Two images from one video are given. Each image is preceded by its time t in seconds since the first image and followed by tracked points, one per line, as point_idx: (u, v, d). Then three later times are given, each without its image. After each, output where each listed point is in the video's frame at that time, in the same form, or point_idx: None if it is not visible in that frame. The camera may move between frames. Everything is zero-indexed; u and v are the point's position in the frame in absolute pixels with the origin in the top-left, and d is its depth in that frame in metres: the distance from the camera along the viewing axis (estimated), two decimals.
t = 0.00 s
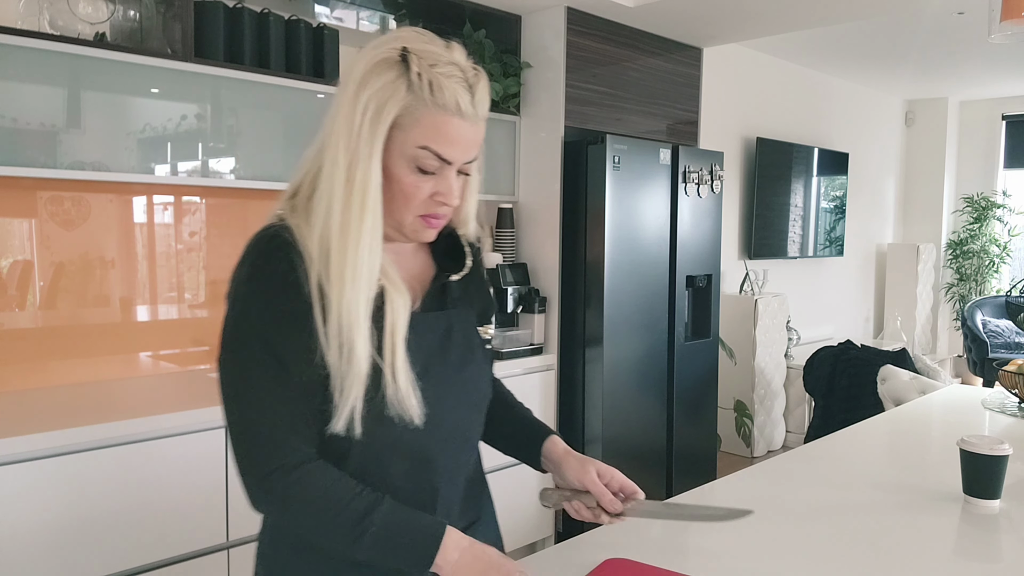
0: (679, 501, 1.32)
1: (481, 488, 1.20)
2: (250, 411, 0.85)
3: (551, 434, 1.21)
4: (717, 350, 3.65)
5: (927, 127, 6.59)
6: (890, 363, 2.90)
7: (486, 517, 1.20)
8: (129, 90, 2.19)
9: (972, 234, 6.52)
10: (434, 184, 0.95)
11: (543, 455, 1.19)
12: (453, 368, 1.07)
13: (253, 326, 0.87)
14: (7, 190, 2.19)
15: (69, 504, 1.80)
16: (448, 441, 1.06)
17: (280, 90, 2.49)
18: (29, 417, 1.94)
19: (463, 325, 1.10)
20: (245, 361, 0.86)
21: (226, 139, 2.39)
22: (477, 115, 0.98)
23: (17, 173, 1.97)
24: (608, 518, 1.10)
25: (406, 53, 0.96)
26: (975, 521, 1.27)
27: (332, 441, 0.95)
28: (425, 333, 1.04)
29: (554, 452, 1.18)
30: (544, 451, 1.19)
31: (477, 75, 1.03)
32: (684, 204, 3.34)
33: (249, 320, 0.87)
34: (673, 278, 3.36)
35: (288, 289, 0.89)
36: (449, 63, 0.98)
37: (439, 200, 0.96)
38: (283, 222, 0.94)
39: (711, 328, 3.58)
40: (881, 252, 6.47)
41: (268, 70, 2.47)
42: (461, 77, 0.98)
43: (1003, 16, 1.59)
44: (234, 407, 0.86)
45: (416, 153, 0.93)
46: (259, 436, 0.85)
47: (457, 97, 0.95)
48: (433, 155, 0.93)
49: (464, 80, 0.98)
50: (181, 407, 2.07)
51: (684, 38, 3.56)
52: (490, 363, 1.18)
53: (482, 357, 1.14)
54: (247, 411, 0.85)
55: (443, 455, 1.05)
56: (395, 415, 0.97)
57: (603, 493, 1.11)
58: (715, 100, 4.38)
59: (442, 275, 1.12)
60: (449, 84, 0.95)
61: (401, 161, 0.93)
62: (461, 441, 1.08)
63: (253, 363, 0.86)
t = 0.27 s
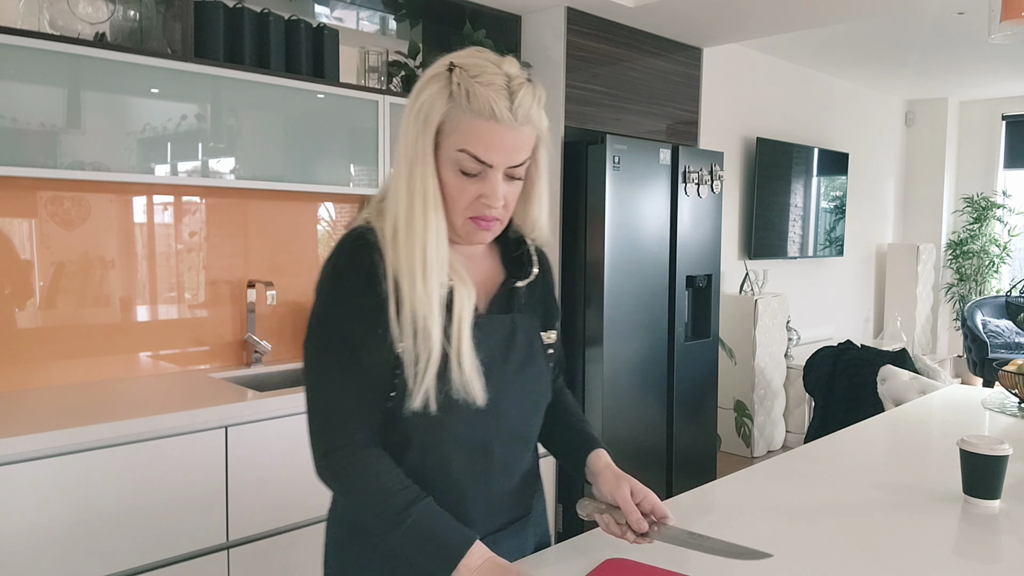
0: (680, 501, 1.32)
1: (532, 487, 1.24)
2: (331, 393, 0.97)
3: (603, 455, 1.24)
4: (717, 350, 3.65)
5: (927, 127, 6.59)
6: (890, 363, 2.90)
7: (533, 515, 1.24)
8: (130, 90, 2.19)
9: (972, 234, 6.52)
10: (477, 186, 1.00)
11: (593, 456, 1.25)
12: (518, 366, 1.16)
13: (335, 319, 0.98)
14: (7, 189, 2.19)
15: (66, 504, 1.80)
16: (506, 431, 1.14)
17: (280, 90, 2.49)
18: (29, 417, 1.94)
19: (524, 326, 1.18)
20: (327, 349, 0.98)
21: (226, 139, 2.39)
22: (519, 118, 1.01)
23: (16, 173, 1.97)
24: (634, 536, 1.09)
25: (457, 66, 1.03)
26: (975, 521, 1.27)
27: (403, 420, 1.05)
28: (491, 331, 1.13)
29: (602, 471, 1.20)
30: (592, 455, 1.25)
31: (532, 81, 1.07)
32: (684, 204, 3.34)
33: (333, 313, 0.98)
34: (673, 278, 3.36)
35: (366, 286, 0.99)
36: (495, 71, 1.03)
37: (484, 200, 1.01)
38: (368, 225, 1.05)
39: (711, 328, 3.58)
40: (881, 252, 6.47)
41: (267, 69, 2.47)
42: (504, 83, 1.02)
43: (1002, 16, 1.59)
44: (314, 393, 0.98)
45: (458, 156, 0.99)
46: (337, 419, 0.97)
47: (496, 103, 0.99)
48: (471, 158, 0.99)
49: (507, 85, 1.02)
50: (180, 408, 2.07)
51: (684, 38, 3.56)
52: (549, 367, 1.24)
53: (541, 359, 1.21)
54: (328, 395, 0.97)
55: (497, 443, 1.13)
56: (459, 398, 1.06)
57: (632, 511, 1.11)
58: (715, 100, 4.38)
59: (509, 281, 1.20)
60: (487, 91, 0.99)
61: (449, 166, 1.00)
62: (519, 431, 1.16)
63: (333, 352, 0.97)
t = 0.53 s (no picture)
0: (680, 501, 1.32)
1: (558, 482, 1.25)
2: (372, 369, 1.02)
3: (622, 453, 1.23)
4: (717, 350, 3.65)
5: (927, 127, 6.59)
6: (889, 363, 2.90)
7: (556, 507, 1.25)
8: (130, 90, 2.19)
9: (972, 234, 6.52)
10: (492, 178, 1.06)
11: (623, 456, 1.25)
12: (553, 362, 1.17)
13: (376, 301, 1.05)
14: (7, 189, 2.19)
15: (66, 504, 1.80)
16: (538, 422, 1.16)
17: (280, 90, 2.49)
18: (30, 416, 1.94)
19: (558, 325, 1.19)
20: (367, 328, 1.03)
21: (227, 139, 2.39)
22: (530, 112, 1.06)
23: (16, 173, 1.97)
24: (642, 539, 1.09)
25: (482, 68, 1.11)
26: (975, 521, 1.27)
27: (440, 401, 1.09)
28: (525, 327, 1.15)
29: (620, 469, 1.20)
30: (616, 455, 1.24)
31: (554, 79, 1.12)
32: (683, 204, 3.34)
33: (375, 296, 1.05)
34: (673, 278, 3.36)
35: (406, 272, 1.07)
36: (513, 70, 1.09)
37: (500, 191, 1.06)
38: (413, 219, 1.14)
39: (711, 328, 3.58)
40: (881, 252, 6.47)
41: (267, 70, 2.47)
42: (518, 79, 1.07)
43: (1003, 16, 1.59)
44: (356, 370, 1.03)
45: (473, 150, 1.07)
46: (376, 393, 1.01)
47: (505, 98, 1.05)
48: (484, 151, 1.05)
49: (520, 81, 1.07)
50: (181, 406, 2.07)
51: (684, 38, 3.56)
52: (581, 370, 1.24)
53: (575, 357, 1.22)
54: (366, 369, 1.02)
55: (524, 434, 1.15)
56: (492, 381, 1.10)
57: (642, 513, 1.10)
58: (715, 100, 4.38)
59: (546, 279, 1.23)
60: (498, 87, 1.06)
61: (468, 160, 1.08)
62: (553, 423, 1.19)
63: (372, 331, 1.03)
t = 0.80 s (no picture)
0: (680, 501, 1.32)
1: (567, 484, 1.24)
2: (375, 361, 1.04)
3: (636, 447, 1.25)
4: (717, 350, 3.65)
5: (927, 127, 6.59)
6: (889, 363, 2.90)
7: (565, 509, 1.24)
8: (130, 89, 2.19)
9: (972, 234, 6.51)
10: (495, 172, 1.09)
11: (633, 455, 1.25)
12: (563, 362, 1.18)
13: (386, 298, 1.07)
14: (7, 189, 2.19)
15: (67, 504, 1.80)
16: (547, 422, 1.17)
17: (280, 90, 2.49)
18: (29, 416, 1.93)
19: (568, 324, 1.21)
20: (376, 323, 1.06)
21: (226, 139, 2.39)
22: (529, 103, 1.10)
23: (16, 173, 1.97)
24: (658, 526, 1.11)
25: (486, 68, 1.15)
26: (976, 521, 1.27)
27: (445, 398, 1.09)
28: (536, 326, 1.17)
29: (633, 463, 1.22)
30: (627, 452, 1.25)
31: (557, 74, 1.16)
32: (683, 204, 3.34)
33: (385, 292, 1.08)
34: (673, 278, 3.36)
35: (416, 268, 1.09)
36: (515, 66, 1.13)
37: (502, 184, 1.09)
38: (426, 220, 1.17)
39: (711, 328, 3.58)
40: (881, 252, 6.46)
41: (267, 69, 2.47)
42: (519, 74, 1.11)
43: (1003, 16, 1.59)
44: (361, 363, 1.06)
45: (476, 145, 1.10)
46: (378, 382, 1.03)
47: (505, 92, 1.09)
48: (486, 144, 1.09)
49: (521, 75, 1.11)
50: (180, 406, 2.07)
51: (684, 38, 3.56)
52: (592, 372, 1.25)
53: (584, 355, 1.23)
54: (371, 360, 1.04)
55: (533, 432, 1.15)
56: (501, 377, 1.11)
57: (656, 500, 1.12)
58: (716, 100, 4.38)
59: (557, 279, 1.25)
60: (499, 82, 1.11)
61: (471, 155, 1.11)
62: (563, 421, 1.19)
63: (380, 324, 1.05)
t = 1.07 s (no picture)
0: (679, 501, 1.32)
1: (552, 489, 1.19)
2: (331, 374, 0.94)
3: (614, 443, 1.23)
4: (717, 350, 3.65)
5: (927, 127, 6.59)
6: (889, 363, 2.90)
7: (554, 513, 1.19)
8: (130, 89, 2.18)
9: (972, 234, 6.51)
10: (458, 167, 1.04)
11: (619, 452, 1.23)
12: (549, 367, 1.15)
13: (349, 303, 0.97)
14: (7, 189, 2.19)
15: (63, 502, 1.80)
16: (535, 428, 1.13)
17: (281, 90, 2.49)
18: (30, 416, 1.94)
19: (550, 325, 1.17)
20: (335, 330, 0.96)
21: (226, 139, 2.39)
22: (493, 94, 1.04)
23: (16, 173, 1.97)
24: (629, 521, 1.10)
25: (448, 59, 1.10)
26: (976, 521, 1.27)
27: (424, 409, 1.04)
28: (522, 329, 1.13)
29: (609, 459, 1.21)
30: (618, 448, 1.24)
31: (522, 63, 1.10)
32: (683, 204, 3.33)
33: (347, 297, 0.98)
34: (673, 278, 3.36)
35: (382, 270, 1.00)
36: (477, 55, 1.08)
37: (468, 179, 1.03)
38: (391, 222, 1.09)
39: (711, 328, 3.58)
40: (881, 252, 6.46)
41: (267, 70, 2.47)
42: (481, 63, 1.06)
43: (1003, 16, 1.58)
44: (309, 364, 0.95)
45: (439, 141, 1.05)
46: (329, 397, 0.93)
47: (466, 83, 1.04)
48: (447, 139, 1.04)
49: (483, 65, 1.06)
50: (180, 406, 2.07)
51: (685, 38, 3.56)
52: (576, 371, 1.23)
53: (565, 354, 1.19)
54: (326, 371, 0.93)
55: (519, 440, 1.10)
56: (483, 383, 1.06)
57: (627, 494, 1.11)
58: (716, 101, 4.38)
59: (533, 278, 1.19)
60: (459, 72, 1.05)
61: (434, 153, 1.06)
62: (549, 426, 1.15)
63: (342, 332, 0.95)
